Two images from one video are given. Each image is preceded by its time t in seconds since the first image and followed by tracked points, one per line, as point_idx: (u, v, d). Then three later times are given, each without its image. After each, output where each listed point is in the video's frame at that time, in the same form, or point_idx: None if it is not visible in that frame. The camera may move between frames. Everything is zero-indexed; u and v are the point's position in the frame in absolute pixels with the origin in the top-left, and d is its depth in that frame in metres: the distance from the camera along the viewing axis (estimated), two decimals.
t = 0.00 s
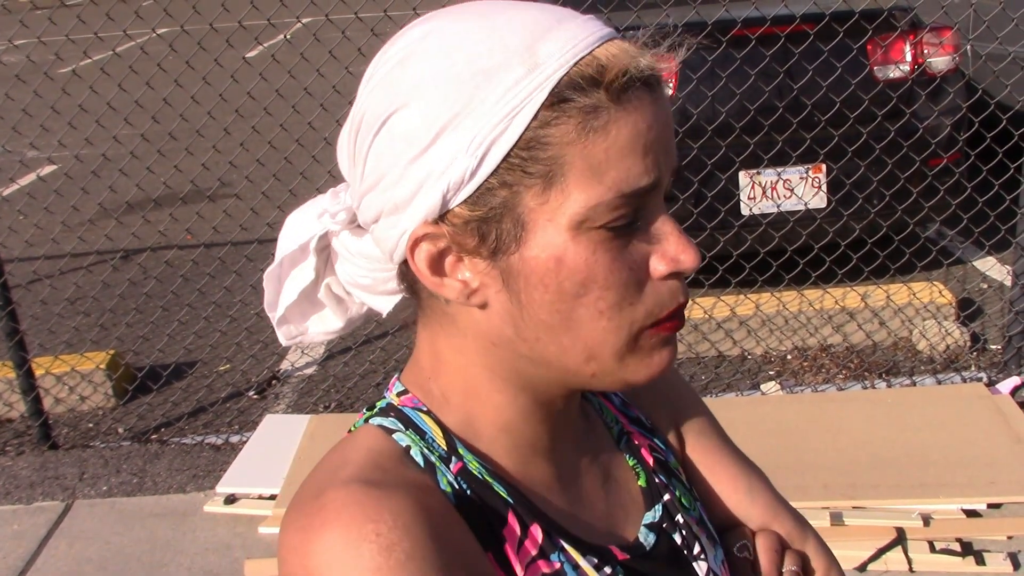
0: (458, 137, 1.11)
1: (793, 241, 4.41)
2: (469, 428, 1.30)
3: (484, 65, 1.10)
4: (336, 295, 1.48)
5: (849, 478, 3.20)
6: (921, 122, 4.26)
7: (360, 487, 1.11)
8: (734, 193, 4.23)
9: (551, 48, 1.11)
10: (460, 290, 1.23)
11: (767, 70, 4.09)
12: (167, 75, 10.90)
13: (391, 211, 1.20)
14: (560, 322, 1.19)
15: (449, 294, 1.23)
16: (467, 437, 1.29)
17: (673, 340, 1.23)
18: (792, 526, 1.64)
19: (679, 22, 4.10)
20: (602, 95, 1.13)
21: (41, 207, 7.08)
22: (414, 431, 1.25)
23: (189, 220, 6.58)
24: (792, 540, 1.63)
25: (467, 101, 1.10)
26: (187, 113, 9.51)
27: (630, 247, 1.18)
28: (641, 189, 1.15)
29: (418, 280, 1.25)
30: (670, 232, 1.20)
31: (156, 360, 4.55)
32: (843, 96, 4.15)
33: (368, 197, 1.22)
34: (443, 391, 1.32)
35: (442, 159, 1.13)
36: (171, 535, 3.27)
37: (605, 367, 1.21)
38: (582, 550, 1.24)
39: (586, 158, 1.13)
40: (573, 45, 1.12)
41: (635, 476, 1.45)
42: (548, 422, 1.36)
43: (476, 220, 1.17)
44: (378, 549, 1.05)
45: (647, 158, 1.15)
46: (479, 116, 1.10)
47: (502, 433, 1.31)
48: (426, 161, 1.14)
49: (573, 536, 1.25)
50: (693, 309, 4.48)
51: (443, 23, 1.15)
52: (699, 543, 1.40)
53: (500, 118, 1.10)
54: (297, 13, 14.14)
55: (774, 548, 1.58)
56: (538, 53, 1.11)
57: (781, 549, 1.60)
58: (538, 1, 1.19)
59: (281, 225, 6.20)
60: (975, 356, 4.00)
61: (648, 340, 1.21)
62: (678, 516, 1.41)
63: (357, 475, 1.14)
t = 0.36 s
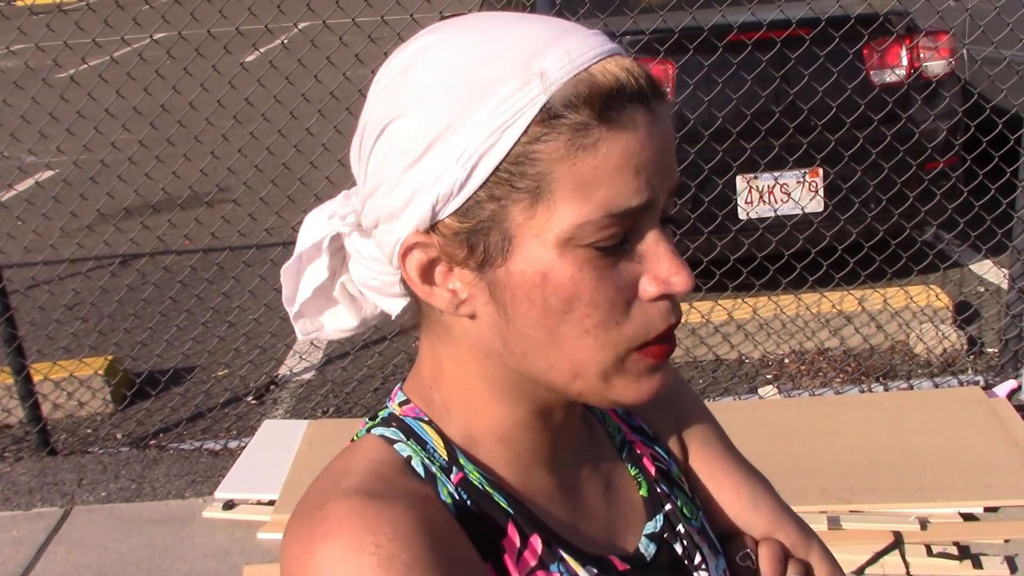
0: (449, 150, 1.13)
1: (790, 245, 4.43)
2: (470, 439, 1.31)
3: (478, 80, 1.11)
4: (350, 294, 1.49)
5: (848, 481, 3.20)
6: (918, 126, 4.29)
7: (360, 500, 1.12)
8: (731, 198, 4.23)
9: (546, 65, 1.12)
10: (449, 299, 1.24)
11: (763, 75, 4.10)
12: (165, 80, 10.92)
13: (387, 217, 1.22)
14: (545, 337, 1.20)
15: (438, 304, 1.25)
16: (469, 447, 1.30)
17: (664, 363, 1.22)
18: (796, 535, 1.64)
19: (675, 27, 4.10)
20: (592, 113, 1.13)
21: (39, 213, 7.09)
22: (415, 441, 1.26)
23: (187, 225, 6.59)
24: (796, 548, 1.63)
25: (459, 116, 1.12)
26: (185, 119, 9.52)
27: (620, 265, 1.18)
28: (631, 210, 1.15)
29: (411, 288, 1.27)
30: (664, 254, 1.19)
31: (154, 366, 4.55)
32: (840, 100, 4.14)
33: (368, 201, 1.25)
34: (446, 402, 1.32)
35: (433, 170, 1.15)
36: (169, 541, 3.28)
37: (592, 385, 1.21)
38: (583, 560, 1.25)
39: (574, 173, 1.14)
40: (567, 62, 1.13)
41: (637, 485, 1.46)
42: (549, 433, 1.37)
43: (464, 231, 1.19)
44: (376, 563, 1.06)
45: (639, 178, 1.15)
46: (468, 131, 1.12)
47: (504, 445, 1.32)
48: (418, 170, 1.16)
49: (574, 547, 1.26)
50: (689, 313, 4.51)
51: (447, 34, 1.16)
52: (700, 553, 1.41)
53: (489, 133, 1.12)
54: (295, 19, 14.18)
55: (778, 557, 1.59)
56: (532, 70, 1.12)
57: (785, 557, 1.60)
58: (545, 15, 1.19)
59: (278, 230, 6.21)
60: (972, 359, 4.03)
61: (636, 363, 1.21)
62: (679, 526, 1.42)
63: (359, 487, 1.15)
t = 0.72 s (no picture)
0: (412, 155, 1.23)
1: (786, 251, 4.43)
2: (460, 441, 1.35)
3: (439, 90, 1.20)
4: (384, 288, 1.50)
5: (843, 488, 3.21)
6: (913, 133, 4.28)
7: (347, 495, 1.17)
8: (728, 204, 4.24)
9: (502, 77, 1.20)
10: (420, 294, 1.34)
11: (760, 82, 4.13)
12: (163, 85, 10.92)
13: (370, 214, 1.33)
14: (507, 338, 1.27)
15: (412, 297, 1.35)
16: (460, 450, 1.34)
17: (635, 371, 1.28)
18: (797, 550, 1.65)
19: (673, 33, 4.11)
20: (541, 118, 1.20)
21: (37, 217, 7.09)
22: (409, 440, 1.31)
23: (184, 229, 6.59)
24: (796, 565, 1.64)
25: (419, 123, 1.21)
26: (182, 124, 9.53)
27: (578, 272, 1.24)
28: (584, 217, 1.22)
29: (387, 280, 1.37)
30: (626, 264, 1.25)
31: (151, 370, 4.55)
32: (836, 108, 4.17)
33: (361, 199, 1.36)
34: (441, 404, 1.37)
35: (399, 172, 1.25)
36: (166, 545, 3.28)
37: (557, 389, 1.28)
38: (568, 566, 1.28)
39: (526, 180, 1.21)
40: (523, 74, 1.20)
41: (633, 495, 1.47)
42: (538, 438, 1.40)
43: (430, 228, 1.28)
44: (357, 556, 1.11)
45: (592, 187, 1.21)
46: (426, 138, 1.21)
47: (493, 449, 1.36)
48: (389, 172, 1.26)
49: (560, 553, 1.29)
50: (684, 320, 4.41)
51: (429, 45, 1.26)
52: (691, 564, 1.41)
53: (445, 139, 1.21)
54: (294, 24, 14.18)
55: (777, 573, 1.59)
56: (486, 81, 1.19)
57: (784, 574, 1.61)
58: (525, 27, 1.26)
59: (276, 235, 6.22)
60: (968, 366, 4.04)
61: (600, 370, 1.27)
62: (673, 537, 1.43)
63: (350, 483, 1.20)
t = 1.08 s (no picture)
0: (399, 153, 1.24)
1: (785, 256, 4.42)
2: (446, 438, 1.36)
3: (427, 88, 1.22)
4: (375, 286, 1.49)
5: (841, 492, 3.21)
6: (912, 139, 4.28)
7: (334, 489, 1.18)
8: (726, 209, 4.23)
9: (489, 76, 1.21)
10: (406, 290, 1.35)
11: (758, 87, 4.12)
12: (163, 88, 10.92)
13: (358, 213, 1.34)
14: (489, 334, 1.28)
15: (399, 294, 1.36)
16: (447, 446, 1.35)
17: (610, 372, 1.28)
18: (784, 557, 1.64)
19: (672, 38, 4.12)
20: (525, 119, 1.21)
21: (36, 218, 7.08)
22: (395, 437, 1.31)
23: (183, 231, 6.59)
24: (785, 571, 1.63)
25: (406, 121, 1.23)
26: (182, 127, 9.53)
27: (559, 271, 1.26)
28: (565, 219, 1.23)
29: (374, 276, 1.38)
30: (606, 263, 1.27)
31: (149, 372, 4.54)
32: (835, 113, 4.20)
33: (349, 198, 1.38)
34: (429, 404, 1.38)
35: (386, 170, 1.26)
36: (162, 548, 3.27)
37: (536, 387, 1.28)
38: (552, 564, 1.28)
39: (509, 180, 1.22)
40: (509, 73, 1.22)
41: (619, 496, 1.47)
42: (523, 436, 1.41)
43: (416, 226, 1.29)
44: (342, 549, 1.12)
45: (575, 188, 1.23)
46: (413, 136, 1.22)
47: (479, 448, 1.36)
48: (375, 170, 1.27)
49: (545, 551, 1.29)
50: (684, 324, 4.43)
51: (417, 47, 1.28)
52: (675, 565, 1.41)
53: (431, 137, 1.22)
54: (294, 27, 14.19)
55: None
56: (473, 80, 1.21)
57: None
58: (513, 30, 1.28)
59: (275, 237, 6.22)
60: (966, 371, 4.04)
61: (578, 370, 1.28)
62: (658, 539, 1.43)
63: (338, 477, 1.21)
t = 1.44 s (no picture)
0: (385, 140, 1.28)
1: (784, 258, 4.44)
2: (429, 437, 1.36)
3: (415, 77, 1.26)
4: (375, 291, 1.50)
5: (839, 495, 3.21)
6: (910, 143, 4.29)
7: (316, 490, 1.19)
8: (725, 212, 4.25)
9: (475, 70, 1.26)
10: (385, 279, 1.37)
11: (757, 90, 4.12)
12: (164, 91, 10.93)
13: (344, 203, 1.38)
14: (460, 325, 1.29)
15: (378, 282, 1.38)
16: (429, 445, 1.36)
17: (577, 367, 1.29)
18: (770, 554, 1.65)
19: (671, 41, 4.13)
20: (504, 111, 1.25)
21: (35, 220, 7.09)
22: (379, 439, 1.32)
23: (182, 234, 6.60)
24: (770, 569, 1.64)
25: (393, 108, 1.27)
26: (182, 129, 9.54)
27: (528, 266, 1.27)
28: (539, 213, 1.26)
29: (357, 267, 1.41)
30: (577, 262, 1.28)
31: (148, 374, 4.55)
32: (834, 116, 4.22)
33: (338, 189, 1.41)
34: (414, 403, 1.39)
35: (372, 158, 1.30)
36: (160, 550, 3.28)
37: (503, 380, 1.29)
38: (534, 563, 1.28)
39: (486, 172, 1.25)
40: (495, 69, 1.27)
41: (604, 497, 1.48)
42: (506, 435, 1.41)
43: (397, 215, 1.31)
44: (322, 550, 1.13)
45: (550, 185, 1.25)
46: (398, 123, 1.26)
47: (462, 447, 1.37)
48: (361, 157, 1.31)
49: (526, 550, 1.29)
50: (682, 328, 4.50)
51: (411, 42, 1.32)
52: (659, 566, 1.42)
53: (415, 124, 1.26)
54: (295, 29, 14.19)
55: None
56: (459, 72, 1.25)
57: None
58: (503, 33, 1.33)
59: (274, 240, 6.23)
60: (964, 375, 4.05)
61: (545, 364, 1.28)
62: (642, 539, 1.44)
63: (320, 479, 1.22)
